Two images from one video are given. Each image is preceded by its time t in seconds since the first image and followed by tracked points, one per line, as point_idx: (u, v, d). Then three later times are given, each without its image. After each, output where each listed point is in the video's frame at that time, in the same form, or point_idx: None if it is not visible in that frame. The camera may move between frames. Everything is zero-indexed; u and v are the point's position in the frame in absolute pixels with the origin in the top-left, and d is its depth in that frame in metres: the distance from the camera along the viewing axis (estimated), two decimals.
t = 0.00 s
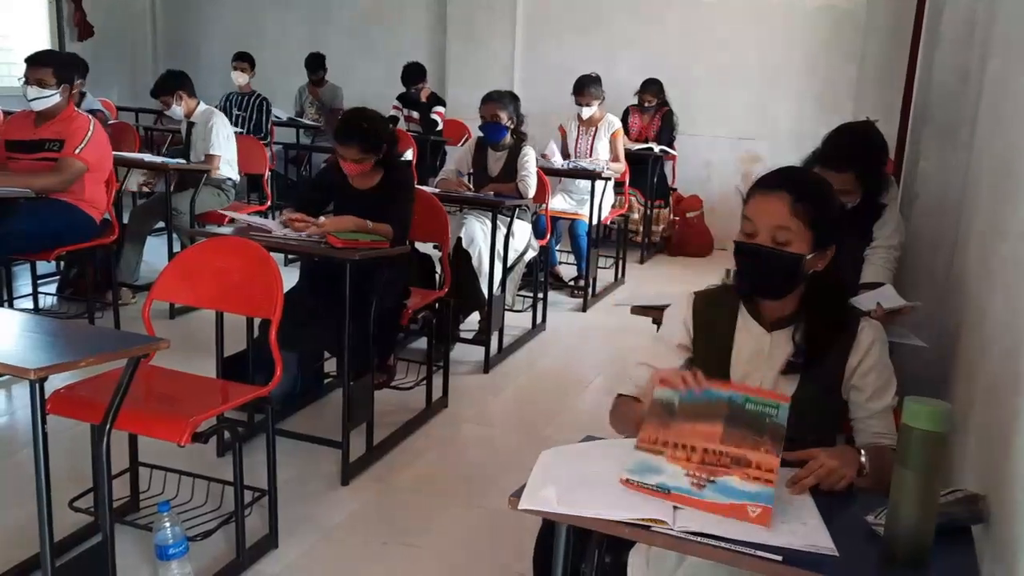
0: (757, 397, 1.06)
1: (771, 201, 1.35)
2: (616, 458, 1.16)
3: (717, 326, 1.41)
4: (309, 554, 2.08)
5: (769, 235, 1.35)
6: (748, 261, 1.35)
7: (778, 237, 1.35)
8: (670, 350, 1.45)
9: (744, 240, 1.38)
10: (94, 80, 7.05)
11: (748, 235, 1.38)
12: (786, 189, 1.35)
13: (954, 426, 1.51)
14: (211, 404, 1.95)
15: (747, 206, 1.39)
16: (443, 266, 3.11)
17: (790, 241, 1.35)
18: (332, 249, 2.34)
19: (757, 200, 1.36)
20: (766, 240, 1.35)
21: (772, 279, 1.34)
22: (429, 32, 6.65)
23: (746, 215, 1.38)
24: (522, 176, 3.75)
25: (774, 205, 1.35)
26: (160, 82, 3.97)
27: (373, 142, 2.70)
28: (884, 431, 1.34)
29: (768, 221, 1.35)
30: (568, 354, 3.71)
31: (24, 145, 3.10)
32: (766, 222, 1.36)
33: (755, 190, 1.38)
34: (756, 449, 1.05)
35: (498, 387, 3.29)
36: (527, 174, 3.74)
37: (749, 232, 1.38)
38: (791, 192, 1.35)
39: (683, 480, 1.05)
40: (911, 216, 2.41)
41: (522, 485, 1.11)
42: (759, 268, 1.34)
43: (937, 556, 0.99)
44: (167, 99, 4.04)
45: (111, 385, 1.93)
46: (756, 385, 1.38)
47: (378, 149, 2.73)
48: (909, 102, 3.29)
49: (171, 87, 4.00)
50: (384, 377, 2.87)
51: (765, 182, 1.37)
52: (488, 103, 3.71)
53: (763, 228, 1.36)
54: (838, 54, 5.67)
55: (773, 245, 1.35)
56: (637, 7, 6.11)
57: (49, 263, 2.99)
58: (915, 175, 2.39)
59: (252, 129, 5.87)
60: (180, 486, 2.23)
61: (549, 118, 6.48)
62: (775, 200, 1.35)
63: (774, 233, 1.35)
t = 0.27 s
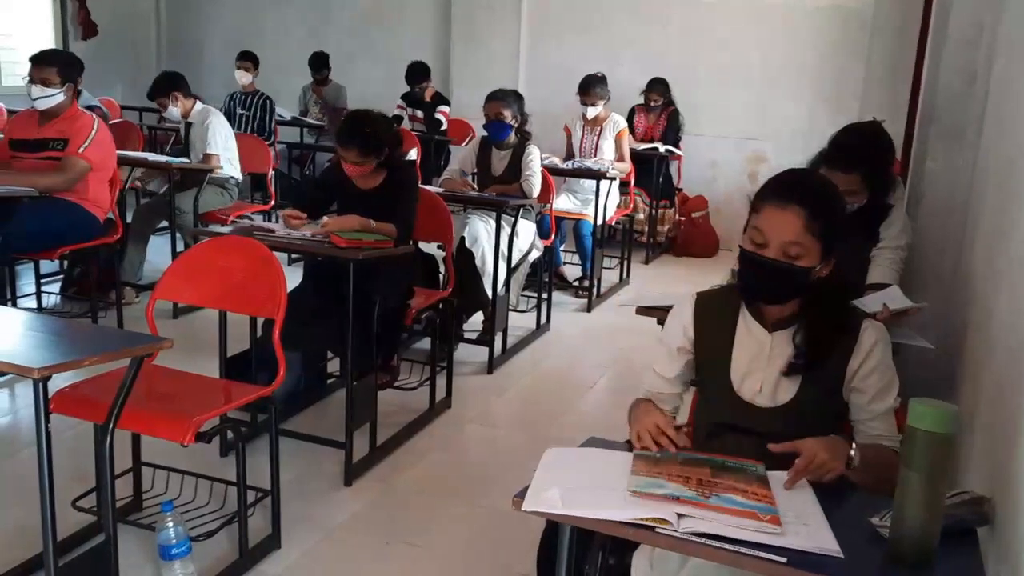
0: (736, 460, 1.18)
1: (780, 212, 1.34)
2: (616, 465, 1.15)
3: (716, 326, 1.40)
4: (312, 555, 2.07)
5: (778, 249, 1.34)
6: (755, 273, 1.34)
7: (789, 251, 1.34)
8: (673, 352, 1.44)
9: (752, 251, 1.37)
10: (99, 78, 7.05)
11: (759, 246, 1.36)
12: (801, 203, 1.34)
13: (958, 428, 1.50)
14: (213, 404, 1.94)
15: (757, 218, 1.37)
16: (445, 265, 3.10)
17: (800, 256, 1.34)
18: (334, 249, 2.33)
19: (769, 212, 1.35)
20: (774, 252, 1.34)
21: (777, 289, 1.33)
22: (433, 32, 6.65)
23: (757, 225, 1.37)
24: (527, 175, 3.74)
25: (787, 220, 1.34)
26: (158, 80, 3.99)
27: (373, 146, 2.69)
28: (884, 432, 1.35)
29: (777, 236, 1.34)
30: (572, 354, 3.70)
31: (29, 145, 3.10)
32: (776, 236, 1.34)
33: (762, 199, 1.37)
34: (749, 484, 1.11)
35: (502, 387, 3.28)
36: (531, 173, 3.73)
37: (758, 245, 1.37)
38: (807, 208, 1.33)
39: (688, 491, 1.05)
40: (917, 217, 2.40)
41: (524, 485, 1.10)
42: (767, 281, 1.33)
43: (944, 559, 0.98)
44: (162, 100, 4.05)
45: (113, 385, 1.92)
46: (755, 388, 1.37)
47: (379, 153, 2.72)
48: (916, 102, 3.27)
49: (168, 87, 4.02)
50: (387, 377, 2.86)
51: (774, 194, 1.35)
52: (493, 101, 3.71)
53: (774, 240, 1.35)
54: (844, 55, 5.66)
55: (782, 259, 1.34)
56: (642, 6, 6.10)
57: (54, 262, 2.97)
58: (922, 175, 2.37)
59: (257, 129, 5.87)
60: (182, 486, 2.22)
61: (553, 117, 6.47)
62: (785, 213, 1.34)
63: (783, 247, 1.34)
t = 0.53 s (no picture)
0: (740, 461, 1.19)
1: (787, 217, 1.34)
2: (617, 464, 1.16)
3: (719, 328, 1.41)
4: (320, 554, 2.08)
5: (784, 255, 1.34)
6: (761, 279, 1.35)
7: (796, 257, 1.34)
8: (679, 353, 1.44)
9: (757, 254, 1.37)
10: (109, 80, 7.09)
11: (764, 250, 1.37)
12: (810, 209, 1.34)
13: (964, 431, 1.50)
14: (223, 404, 1.96)
15: (763, 220, 1.37)
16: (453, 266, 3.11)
17: (806, 261, 1.34)
18: (343, 250, 2.34)
19: (775, 216, 1.35)
20: (780, 258, 1.35)
21: (783, 292, 1.33)
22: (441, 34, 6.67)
23: (763, 230, 1.37)
24: (534, 177, 3.74)
25: (795, 227, 1.34)
26: (158, 85, 4.12)
27: (382, 151, 2.71)
28: (883, 433, 1.35)
29: (785, 241, 1.34)
30: (579, 355, 3.71)
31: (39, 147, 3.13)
32: (782, 240, 1.35)
33: (769, 203, 1.37)
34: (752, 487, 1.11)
35: (509, 388, 3.30)
36: (539, 175, 3.74)
37: (765, 247, 1.37)
38: (815, 214, 1.34)
39: (691, 495, 1.06)
40: (925, 219, 2.40)
41: (529, 487, 1.11)
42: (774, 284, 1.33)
43: (947, 561, 0.98)
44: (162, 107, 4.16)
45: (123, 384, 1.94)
46: (760, 390, 1.38)
47: (387, 157, 2.73)
48: (923, 103, 3.27)
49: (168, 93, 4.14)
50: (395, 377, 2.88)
51: (781, 197, 1.35)
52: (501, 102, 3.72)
53: (780, 245, 1.35)
54: (852, 56, 5.64)
55: (789, 264, 1.34)
56: (650, 7, 6.10)
57: (65, 263, 2.99)
58: (928, 177, 2.37)
59: (266, 130, 5.89)
60: (191, 486, 2.24)
61: (561, 119, 6.48)
62: (792, 219, 1.34)
63: (789, 253, 1.34)
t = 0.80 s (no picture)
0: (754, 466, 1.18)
1: (810, 217, 1.33)
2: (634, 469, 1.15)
3: (740, 333, 1.38)
4: (340, 556, 2.09)
5: (807, 254, 1.33)
6: (783, 278, 1.32)
7: (819, 256, 1.33)
8: (700, 358, 1.41)
9: (780, 256, 1.36)
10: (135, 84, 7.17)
11: (787, 252, 1.35)
12: (833, 208, 1.34)
13: (989, 437, 1.47)
14: (244, 406, 1.97)
15: (785, 221, 1.36)
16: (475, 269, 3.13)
17: (830, 261, 1.33)
18: (364, 254, 2.34)
19: (798, 218, 1.34)
20: (804, 258, 1.33)
21: (806, 294, 1.31)
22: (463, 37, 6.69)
23: (786, 232, 1.35)
24: (555, 180, 3.74)
25: (819, 226, 1.33)
26: (170, 96, 4.37)
27: (402, 152, 2.70)
28: (900, 440, 1.34)
29: (808, 240, 1.33)
30: (600, 358, 3.70)
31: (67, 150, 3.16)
32: (805, 240, 1.33)
33: (792, 205, 1.36)
34: (765, 492, 1.10)
35: (529, 391, 3.29)
36: (560, 178, 3.73)
37: (788, 249, 1.35)
38: (838, 215, 1.33)
39: (705, 501, 1.04)
40: (951, 223, 2.36)
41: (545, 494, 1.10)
42: (798, 284, 1.31)
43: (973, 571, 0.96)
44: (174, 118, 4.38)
45: (145, 387, 1.96)
46: (782, 396, 1.36)
47: (407, 159, 2.73)
48: (949, 104, 3.23)
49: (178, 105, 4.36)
50: (415, 381, 2.88)
51: (807, 198, 1.35)
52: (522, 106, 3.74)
53: (804, 246, 1.34)
54: (877, 56, 5.58)
55: (812, 263, 1.33)
56: (672, 9, 6.07)
57: (91, 264, 3.02)
58: (954, 180, 2.34)
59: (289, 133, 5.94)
60: (213, 488, 2.25)
61: (583, 121, 6.46)
62: (815, 218, 1.33)
63: (813, 252, 1.33)
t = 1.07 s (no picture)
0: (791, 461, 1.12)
1: (855, 219, 1.29)
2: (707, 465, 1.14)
3: (787, 340, 1.35)
4: (382, 557, 2.09)
5: (852, 257, 1.29)
6: (828, 283, 1.28)
7: (864, 259, 1.29)
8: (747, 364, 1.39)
9: (824, 260, 1.32)
10: (188, 91, 7.34)
11: (832, 256, 1.31)
12: (878, 210, 1.29)
13: None
14: (290, 408, 2.00)
15: (829, 224, 1.32)
16: (519, 273, 3.13)
17: (876, 263, 1.29)
18: (408, 257, 2.36)
19: (841, 220, 1.30)
20: (849, 261, 1.29)
21: (851, 298, 1.27)
22: (508, 41, 6.71)
23: (830, 235, 1.31)
24: (600, 184, 3.71)
25: (863, 227, 1.29)
26: (212, 106, 4.35)
27: (448, 156, 2.72)
28: (944, 452, 1.25)
29: (852, 243, 1.29)
30: (644, 363, 3.66)
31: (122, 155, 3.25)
32: (849, 243, 1.29)
33: (835, 207, 1.32)
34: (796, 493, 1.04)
35: (572, 395, 3.27)
36: (605, 182, 3.70)
37: (832, 252, 1.31)
38: (884, 216, 1.29)
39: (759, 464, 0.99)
40: (1011, 225, 2.28)
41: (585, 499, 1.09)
42: (843, 288, 1.27)
43: None
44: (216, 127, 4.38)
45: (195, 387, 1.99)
46: (830, 402, 1.32)
47: (452, 163, 2.75)
48: (1008, 103, 3.12)
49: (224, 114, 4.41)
50: (459, 385, 2.89)
51: (849, 200, 1.30)
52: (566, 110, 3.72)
53: (848, 249, 1.29)
54: (931, 55, 5.43)
55: (857, 266, 1.29)
56: (719, 10, 5.99)
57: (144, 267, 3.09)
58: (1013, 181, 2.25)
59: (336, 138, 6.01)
60: (258, 488, 2.28)
61: (628, 124, 6.42)
62: (859, 220, 1.29)
63: (858, 255, 1.29)
